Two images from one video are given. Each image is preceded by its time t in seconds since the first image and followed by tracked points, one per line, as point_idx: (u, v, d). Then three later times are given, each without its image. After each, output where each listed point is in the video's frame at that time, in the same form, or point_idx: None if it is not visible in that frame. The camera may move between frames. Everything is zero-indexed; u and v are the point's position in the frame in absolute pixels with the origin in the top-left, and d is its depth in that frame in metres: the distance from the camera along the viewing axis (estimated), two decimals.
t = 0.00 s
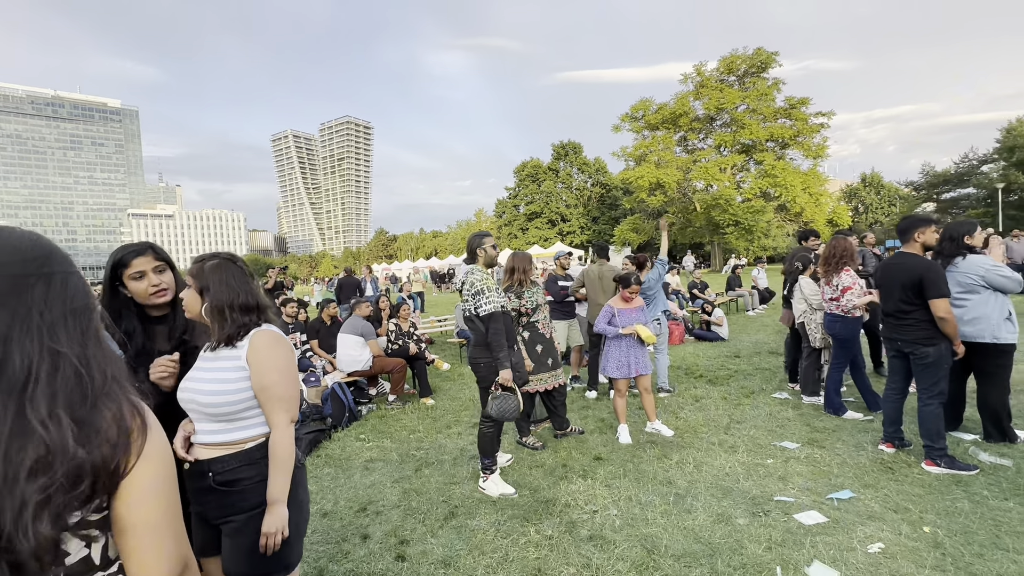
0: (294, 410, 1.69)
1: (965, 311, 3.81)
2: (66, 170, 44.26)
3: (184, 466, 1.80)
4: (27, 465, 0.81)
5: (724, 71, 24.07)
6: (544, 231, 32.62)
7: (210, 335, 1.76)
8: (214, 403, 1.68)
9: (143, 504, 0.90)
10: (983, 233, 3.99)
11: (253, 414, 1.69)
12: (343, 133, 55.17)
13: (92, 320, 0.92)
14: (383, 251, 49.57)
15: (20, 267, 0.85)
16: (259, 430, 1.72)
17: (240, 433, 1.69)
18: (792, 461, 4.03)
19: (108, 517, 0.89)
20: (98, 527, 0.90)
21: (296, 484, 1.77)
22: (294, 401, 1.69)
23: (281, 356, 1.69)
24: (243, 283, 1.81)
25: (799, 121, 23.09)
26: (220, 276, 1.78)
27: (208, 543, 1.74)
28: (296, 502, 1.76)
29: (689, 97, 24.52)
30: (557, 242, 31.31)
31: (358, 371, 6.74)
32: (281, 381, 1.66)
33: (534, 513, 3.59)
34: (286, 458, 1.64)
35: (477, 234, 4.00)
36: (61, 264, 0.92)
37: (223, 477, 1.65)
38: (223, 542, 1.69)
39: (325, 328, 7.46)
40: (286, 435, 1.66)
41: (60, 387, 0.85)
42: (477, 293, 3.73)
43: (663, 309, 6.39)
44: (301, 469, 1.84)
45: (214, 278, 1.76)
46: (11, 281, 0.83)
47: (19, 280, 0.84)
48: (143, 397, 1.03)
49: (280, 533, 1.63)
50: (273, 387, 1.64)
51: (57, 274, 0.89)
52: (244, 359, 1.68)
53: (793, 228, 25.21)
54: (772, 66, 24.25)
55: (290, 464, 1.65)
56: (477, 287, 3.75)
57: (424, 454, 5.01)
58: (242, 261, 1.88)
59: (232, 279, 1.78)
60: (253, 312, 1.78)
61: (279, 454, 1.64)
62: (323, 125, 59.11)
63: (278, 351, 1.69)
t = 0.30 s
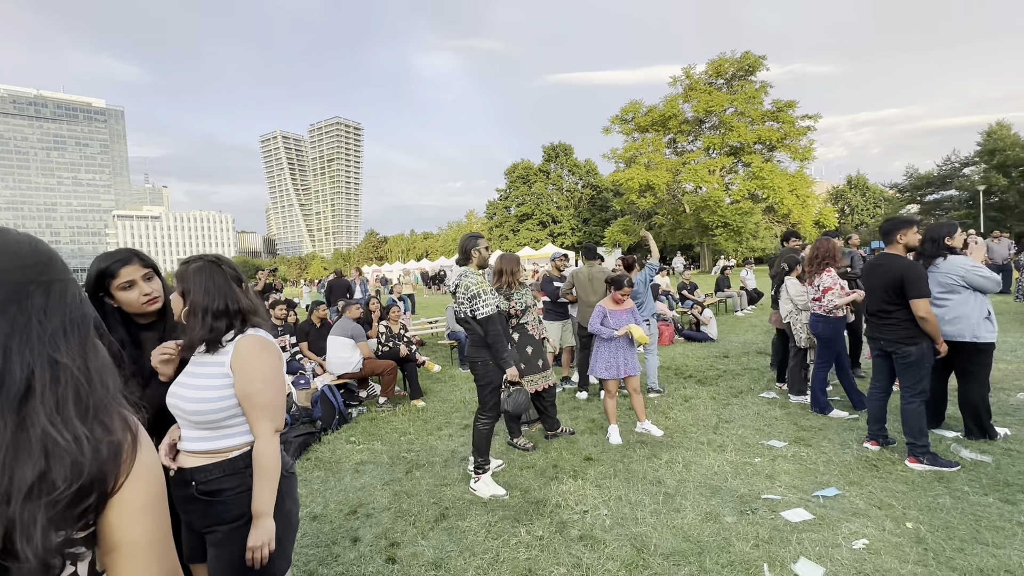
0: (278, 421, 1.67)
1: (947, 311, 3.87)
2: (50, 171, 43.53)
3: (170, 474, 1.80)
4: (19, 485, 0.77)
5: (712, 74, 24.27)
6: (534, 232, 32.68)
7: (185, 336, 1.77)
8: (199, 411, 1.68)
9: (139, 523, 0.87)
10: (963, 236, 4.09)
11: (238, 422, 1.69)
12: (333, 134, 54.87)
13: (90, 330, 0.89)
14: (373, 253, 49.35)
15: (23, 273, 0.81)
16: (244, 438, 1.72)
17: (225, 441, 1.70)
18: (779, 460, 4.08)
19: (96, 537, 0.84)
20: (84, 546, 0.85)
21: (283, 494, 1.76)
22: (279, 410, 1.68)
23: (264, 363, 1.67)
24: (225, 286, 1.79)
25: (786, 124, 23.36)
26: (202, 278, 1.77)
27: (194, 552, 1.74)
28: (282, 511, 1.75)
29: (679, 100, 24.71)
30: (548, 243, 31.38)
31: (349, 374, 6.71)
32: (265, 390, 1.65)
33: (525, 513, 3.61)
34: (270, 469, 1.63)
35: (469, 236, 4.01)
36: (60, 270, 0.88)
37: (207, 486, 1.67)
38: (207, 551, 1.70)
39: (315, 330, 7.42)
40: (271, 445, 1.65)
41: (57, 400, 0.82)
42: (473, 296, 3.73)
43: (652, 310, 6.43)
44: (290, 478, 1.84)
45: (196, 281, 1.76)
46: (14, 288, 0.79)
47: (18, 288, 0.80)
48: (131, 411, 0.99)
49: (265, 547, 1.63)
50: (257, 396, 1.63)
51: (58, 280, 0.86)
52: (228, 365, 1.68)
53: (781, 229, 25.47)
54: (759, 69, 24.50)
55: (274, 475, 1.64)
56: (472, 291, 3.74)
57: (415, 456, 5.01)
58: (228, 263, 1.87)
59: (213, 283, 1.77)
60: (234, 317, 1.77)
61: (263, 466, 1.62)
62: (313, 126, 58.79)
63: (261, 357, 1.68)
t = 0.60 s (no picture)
0: (261, 429, 1.66)
1: (934, 312, 3.94)
2: (39, 172, 43.07)
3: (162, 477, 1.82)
4: (13, 492, 0.77)
5: (704, 77, 24.42)
6: (528, 234, 32.73)
7: (181, 338, 1.76)
8: (187, 415, 1.68)
9: (135, 528, 0.87)
10: (950, 237, 4.16)
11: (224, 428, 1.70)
12: (326, 136, 54.72)
13: (80, 335, 0.89)
14: (367, 255, 49.22)
15: (10, 279, 0.80)
16: (229, 444, 1.72)
17: (212, 447, 1.70)
18: (770, 459, 4.12)
19: (90, 544, 0.85)
20: (80, 554, 0.85)
21: (269, 502, 1.76)
22: (264, 418, 1.67)
23: (252, 369, 1.67)
24: (221, 289, 1.80)
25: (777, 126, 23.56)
26: (198, 281, 1.77)
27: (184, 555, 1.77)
28: (266, 521, 1.74)
29: (671, 103, 24.87)
30: (542, 245, 31.45)
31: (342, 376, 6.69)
32: (251, 396, 1.65)
33: (519, 514, 3.62)
34: (248, 478, 1.62)
35: (464, 238, 4.02)
36: (48, 273, 0.88)
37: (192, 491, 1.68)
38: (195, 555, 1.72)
39: (308, 332, 7.39)
40: (253, 454, 1.64)
41: (50, 406, 0.82)
42: (472, 299, 3.72)
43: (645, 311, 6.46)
44: (280, 486, 1.84)
45: (193, 283, 1.76)
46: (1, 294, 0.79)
47: (7, 293, 0.80)
48: (125, 414, 1.00)
49: (230, 559, 1.59)
50: (241, 403, 1.63)
51: (47, 284, 0.86)
52: (217, 369, 1.68)
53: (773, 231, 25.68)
54: (751, 73, 24.70)
55: (252, 484, 1.63)
56: (471, 293, 3.73)
57: (408, 458, 5.00)
58: (225, 266, 1.87)
59: (210, 286, 1.77)
60: (230, 320, 1.77)
61: (241, 475, 1.62)
62: (306, 128, 58.55)
63: (249, 363, 1.67)
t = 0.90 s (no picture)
0: (262, 432, 1.67)
1: (930, 314, 3.96)
2: (36, 173, 42.95)
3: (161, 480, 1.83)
4: (23, 495, 0.77)
5: (701, 80, 24.49)
6: (526, 236, 32.75)
7: (185, 341, 1.77)
8: (185, 417, 1.69)
9: (143, 526, 0.88)
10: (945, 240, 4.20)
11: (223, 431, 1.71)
12: (324, 138, 54.70)
13: (83, 337, 0.90)
14: (364, 257, 49.19)
15: (12, 282, 0.81)
16: (226, 447, 1.73)
17: (210, 450, 1.71)
18: (768, 461, 4.14)
19: (99, 543, 0.85)
20: (89, 553, 0.86)
21: (266, 506, 1.77)
22: (263, 422, 1.68)
23: (250, 373, 1.67)
24: (224, 292, 1.81)
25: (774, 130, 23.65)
26: (202, 283, 1.78)
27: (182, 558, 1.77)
28: (264, 524, 1.75)
29: (668, 106, 24.96)
30: (540, 247, 31.48)
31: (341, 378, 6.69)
32: (250, 400, 1.65)
33: (518, 516, 3.62)
34: (247, 481, 1.63)
35: (464, 241, 4.05)
36: (49, 276, 0.88)
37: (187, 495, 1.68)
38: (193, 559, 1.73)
39: (306, 335, 7.38)
40: (252, 457, 1.65)
41: (58, 409, 0.83)
42: (472, 301, 3.73)
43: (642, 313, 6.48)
44: (278, 490, 1.85)
45: (197, 285, 1.77)
46: (4, 298, 0.79)
47: (9, 299, 0.80)
48: (132, 415, 1.00)
49: (229, 561, 1.60)
50: (241, 405, 1.64)
51: (49, 287, 0.87)
52: (215, 371, 1.68)
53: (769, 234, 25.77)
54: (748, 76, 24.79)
55: (251, 487, 1.64)
56: (471, 296, 3.75)
57: (407, 461, 4.99)
58: (227, 269, 1.87)
59: (213, 289, 1.78)
60: (233, 323, 1.78)
61: (239, 477, 1.63)
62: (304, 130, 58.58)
63: (248, 366, 1.68)
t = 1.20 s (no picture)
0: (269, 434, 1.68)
1: (933, 317, 3.95)
2: (40, 175, 43.12)
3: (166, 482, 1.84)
4: (31, 495, 0.78)
5: (703, 84, 24.51)
6: (528, 239, 32.75)
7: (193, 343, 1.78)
8: (191, 419, 1.70)
9: (150, 525, 0.89)
10: (946, 244, 4.21)
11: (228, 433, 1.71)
12: (326, 140, 54.87)
13: (92, 339, 0.91)
14: (366, 259, 49.19)
15: (21, 285, 0.81)
16: (234, 449, 1.74)
17: (216, 452, 1.71)
18: (771, 464, 4.13)
19: (107, 541, 0.86)
20: (98, 551, 0.87)
21: (272, 507, 1.78)
22: (270, 422, 1.69)
23: (255, 375, 1.68)
24: (231, 293, 1.83)
25: (776, 133, 23.67)
26: (210, 285, 1.79)
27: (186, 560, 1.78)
28: (270, 525, 1.76)
29: (670, 109, 24.99)
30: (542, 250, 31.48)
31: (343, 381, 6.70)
32: (255, 401, 1.66)
33: (520, 519, 3.62)
34: (257, 483, 1.64)
35: (468, 244, 4.06)
36: (59, 277, 0.88)
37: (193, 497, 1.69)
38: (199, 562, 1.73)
39: (308, 337, 7.39)
40: (261, 459, 1.66)
41: (66, 409, 0.83)
42: (476, 303, 3.74)
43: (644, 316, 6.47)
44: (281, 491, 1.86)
45: (206, 287, 1.78)
46: (12, 301, 0.80)
47: (17, 300, 0.81)
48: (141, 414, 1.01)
49: (246, 561, 1.63)
50: (249, 407, 1.65)
51: (59, 288, 0.87)
52: (222, 373, 1.69)
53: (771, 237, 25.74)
54: (749, 80, 24.81)
55: (262, 488, 1.66)
56: (475, 297, 3.76)
57: (408, 463, 4.99)
58: (234, 272, 1.89)
59: (221, 291, 1.80)
60: (240, 325, 1.79)
61: (249, 479, 1.64)
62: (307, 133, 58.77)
63: (252, 368, 1.69)
